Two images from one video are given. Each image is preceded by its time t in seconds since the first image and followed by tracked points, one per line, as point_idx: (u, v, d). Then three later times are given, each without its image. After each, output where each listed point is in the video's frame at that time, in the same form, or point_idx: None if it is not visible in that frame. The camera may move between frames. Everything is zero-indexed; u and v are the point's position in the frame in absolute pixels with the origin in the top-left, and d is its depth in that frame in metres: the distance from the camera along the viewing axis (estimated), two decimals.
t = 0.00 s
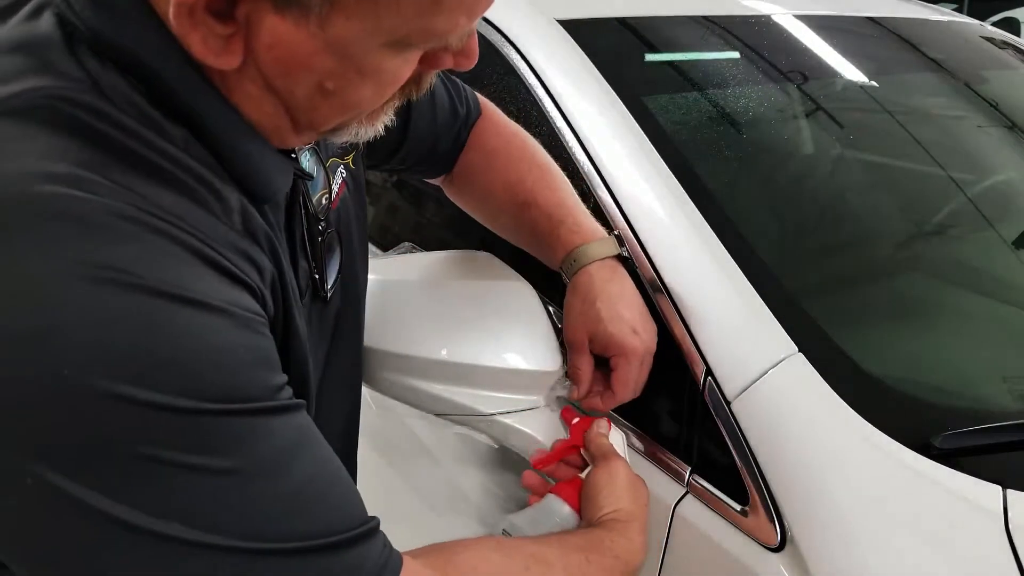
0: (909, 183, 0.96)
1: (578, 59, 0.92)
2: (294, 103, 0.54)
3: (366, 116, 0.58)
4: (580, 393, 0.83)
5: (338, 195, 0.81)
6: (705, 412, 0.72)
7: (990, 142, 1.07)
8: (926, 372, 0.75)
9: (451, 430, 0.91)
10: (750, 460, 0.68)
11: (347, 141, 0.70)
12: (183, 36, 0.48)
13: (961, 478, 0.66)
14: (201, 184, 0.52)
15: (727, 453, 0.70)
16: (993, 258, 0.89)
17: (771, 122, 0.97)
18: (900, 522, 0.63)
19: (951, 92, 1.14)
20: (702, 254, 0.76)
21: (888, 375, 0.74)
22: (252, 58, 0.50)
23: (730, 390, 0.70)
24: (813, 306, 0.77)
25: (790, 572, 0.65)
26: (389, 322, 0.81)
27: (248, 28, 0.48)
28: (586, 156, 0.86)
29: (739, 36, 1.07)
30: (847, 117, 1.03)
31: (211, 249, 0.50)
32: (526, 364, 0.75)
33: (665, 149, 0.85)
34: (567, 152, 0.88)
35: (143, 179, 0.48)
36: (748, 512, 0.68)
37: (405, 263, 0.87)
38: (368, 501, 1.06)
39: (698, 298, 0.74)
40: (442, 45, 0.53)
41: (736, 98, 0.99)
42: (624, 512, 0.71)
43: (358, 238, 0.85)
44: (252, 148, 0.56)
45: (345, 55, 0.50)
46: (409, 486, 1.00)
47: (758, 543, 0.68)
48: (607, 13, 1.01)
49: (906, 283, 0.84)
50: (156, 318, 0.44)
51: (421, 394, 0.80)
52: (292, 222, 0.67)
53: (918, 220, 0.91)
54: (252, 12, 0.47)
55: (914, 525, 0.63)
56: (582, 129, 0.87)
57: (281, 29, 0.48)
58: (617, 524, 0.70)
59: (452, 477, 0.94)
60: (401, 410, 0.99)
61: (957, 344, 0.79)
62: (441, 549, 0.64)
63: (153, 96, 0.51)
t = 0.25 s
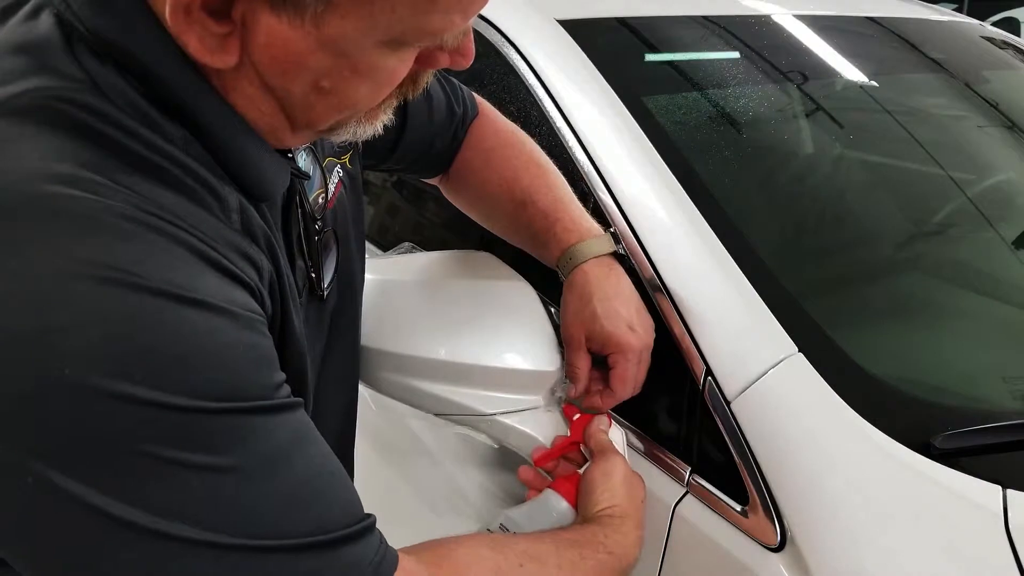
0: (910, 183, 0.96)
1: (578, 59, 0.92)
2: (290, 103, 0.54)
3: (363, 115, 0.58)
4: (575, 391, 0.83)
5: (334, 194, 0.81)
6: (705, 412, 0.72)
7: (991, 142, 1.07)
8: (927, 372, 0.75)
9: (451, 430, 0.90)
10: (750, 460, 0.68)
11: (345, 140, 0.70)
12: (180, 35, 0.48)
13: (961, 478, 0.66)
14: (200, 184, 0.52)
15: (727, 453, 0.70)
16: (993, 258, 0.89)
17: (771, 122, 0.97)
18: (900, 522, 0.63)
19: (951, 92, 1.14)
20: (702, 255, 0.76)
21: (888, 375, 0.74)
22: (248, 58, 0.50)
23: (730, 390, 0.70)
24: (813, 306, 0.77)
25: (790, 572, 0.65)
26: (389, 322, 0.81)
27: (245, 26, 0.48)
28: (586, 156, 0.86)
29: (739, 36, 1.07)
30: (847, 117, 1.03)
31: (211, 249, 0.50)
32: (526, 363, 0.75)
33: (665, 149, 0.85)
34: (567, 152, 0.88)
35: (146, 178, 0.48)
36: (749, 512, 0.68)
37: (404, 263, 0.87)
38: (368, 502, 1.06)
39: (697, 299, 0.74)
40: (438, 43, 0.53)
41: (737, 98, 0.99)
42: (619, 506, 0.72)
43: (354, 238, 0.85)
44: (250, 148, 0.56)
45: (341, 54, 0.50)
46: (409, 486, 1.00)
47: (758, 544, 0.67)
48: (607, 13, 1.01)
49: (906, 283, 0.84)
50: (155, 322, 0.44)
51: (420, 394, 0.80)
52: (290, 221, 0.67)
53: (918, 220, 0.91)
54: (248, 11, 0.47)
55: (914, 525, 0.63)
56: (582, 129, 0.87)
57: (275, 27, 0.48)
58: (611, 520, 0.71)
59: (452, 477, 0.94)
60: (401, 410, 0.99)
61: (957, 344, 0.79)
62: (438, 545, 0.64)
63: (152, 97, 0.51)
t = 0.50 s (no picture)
0: (909, 183, 0.96)
1: (578, 59, 0.92)
2: (279, 94, 0.53)
3: (354, 108, 0.58)
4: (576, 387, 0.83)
5: (328, 190, 0.81)
6: (705, 412, 0.72)
7: (991, 142, 1.07)
8: (927, 373, 0.75)
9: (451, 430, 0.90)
10: (750, 460, 0.68)
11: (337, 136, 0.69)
12: (168, 24, 0.48)
13: (961, 478, 0.66)
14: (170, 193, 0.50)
15: (727, 453, 0.70)
16: (993, 258, 0.89)
17: (771, 122, 0.97)
18: (900, 522, 0.63)
19: (951, 92, 1.14)
20: (702, 254, 0.77)
21: (888, 375, 0.74)
22: (236, 48, 0.50)
23: (730, 390, 0.70)
24: (813, 306, 0.77)
25: (790, 572, 0.65)
26: (388, 322, 0.81)
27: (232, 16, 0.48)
28: (586, 155, 0.85)
29: (739, 36, 1.07)
30: (847, 117, 1.03)
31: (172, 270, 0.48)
32: (526, 363, 0.75)
33: (665, 149, 0.85)
34: (567, 152, 0.88)
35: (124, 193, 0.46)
36: (749, 512, 0.68)
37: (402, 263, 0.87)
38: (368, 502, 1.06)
39: (697, 298, 0.74)
40: (427, 35, 0.53)
41: (737, 98, 0.99)
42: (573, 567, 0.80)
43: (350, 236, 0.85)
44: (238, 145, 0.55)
45: (330, 42, 0.50)
46: (409, 486, 1.00)
47: (758, 544, 0.67)
48: (607, 14, 1.01)
49: (906, 283, 0.84)
50: (128, 353, 0.43)
51: (418, 393, 0.79)
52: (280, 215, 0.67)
53: (918, 220, 0.92)
54: None
55: (914, 524, 0.63)
56: (582, 129, 0.87)
57: (262, 15, 0.48)
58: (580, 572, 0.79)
59: (452, 477, 0.94)
60: (401, 410, 0.99)
61: (957, 344, 0.79)
62: None
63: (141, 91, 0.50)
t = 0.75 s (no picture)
0: (909, 183, 0.96)
1: (577, 59, 0.92)
2: (264, 72, 0.54)
3: (345, 90, 0.59)
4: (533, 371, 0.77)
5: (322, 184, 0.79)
6: (705, 411, 0.72)
7: (991, 142, 1.07)
8: (927, 372, 0.75)
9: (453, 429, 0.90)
10: (749, 459, 0.68)
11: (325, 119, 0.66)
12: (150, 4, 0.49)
13: (961, 478, 0.66)
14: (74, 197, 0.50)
15: (727, 452, 0.70)
16: (993, 258, 0.89)
17: (771, 122, 0.97)
18: (900, 522, 0.63)
19: (951, 92, 1.14)
20: (702, 255, 0.76)
21: (888, 375, 0.74)
22: (218, 24, 0.51)
23: (730, 390, 0.70)
24: (813, 306, 0.77)
25: (790, 572, 0.65)
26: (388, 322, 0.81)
27: None
28: (586, 156, 0.85)
29: (739, 36, 1.07)
30: (847, 117, 1.03)
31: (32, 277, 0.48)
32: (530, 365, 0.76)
33: (665, 150, 0.86)
34: (566, 153, 0.87)
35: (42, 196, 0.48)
36: (749, 512, 0.68)
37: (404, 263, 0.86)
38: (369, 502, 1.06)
39: (696, 299, 0.74)
40: (412, 7, 0.54)
41: (737, 98, 0.99)
42: None
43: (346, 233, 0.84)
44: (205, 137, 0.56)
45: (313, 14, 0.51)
46: (409, 486, 1.00)
47: (758, 543, 0.67)
48: (607, 14, 1.01)
49: (906, 283, 0.84)
50: None
51: (420, 394, 0.78)
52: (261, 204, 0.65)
53: (918, 220, 0.92)
54: None
55: (913, 524, 0.63)
56: (582, 129, 0.86)
57: None
58: None
59: (452, 477, 0.94)
60: (402, 410, 0.99)
61: (958, 344, 0.79)
62: None
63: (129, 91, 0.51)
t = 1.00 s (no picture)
0: (909, 183, 0.96)
1: (578, 59, 0.92)
2: (207, 56, 0.51)
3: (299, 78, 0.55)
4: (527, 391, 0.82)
5: (297, 179, 0.77)
6: (705, 411, 0.72)
7: (991, 142, 1.07)
8: (927, 373, 0.75)
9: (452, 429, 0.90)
10: (749, 459, 0.68)
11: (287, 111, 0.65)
12: None
13: (961, 478, 0.66)
14: None
15: (727, 452, 0.70)
16: (993, 258, 0.89)
17: (771, 122, 0.97)
18: (900, 522, 0.63)
19: (951, 92, 1.14)
20: (703, 255, 0.76)
21: (888, 376, 0.74)
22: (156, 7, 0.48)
23: (730, 390, 0.70)
24: (813, 306, 0.77)
25: (790, 572, 0.65)
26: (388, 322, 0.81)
27: None
28: (586, 155, 0.85)
29: (739, 36, 1.07)
30: (847, 117, 1.03)
31: None
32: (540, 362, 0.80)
33: (665, 149, 0.85)
34: (565, 152, 0.87)
35: None
36: (749, 512, 0.68)
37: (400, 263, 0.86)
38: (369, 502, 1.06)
39: (696, 298, 0.74)
40: None
41: (736, 98, 0.99)
42: None
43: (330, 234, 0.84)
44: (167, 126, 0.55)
45: None
46: (409, 486, 1.00)
47: (758, 543, 0.67)
48: (608, 14, 1.01)
49: (906, 283, 0.84)
50: None
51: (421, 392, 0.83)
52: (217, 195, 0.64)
53: (918, 220, 0.92)
54: None
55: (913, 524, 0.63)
56: (582, 129, 0.86)
57: None
58: None
59: (452, 477, 0.94)
60: (401, 410, 0.99)
61: (957, 344, 0.79)
62: None
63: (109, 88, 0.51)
